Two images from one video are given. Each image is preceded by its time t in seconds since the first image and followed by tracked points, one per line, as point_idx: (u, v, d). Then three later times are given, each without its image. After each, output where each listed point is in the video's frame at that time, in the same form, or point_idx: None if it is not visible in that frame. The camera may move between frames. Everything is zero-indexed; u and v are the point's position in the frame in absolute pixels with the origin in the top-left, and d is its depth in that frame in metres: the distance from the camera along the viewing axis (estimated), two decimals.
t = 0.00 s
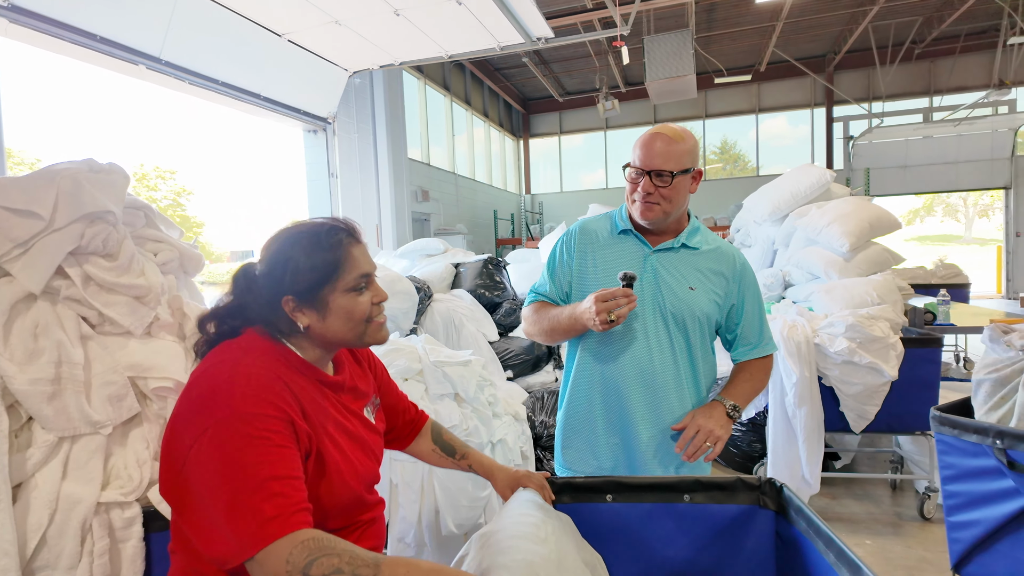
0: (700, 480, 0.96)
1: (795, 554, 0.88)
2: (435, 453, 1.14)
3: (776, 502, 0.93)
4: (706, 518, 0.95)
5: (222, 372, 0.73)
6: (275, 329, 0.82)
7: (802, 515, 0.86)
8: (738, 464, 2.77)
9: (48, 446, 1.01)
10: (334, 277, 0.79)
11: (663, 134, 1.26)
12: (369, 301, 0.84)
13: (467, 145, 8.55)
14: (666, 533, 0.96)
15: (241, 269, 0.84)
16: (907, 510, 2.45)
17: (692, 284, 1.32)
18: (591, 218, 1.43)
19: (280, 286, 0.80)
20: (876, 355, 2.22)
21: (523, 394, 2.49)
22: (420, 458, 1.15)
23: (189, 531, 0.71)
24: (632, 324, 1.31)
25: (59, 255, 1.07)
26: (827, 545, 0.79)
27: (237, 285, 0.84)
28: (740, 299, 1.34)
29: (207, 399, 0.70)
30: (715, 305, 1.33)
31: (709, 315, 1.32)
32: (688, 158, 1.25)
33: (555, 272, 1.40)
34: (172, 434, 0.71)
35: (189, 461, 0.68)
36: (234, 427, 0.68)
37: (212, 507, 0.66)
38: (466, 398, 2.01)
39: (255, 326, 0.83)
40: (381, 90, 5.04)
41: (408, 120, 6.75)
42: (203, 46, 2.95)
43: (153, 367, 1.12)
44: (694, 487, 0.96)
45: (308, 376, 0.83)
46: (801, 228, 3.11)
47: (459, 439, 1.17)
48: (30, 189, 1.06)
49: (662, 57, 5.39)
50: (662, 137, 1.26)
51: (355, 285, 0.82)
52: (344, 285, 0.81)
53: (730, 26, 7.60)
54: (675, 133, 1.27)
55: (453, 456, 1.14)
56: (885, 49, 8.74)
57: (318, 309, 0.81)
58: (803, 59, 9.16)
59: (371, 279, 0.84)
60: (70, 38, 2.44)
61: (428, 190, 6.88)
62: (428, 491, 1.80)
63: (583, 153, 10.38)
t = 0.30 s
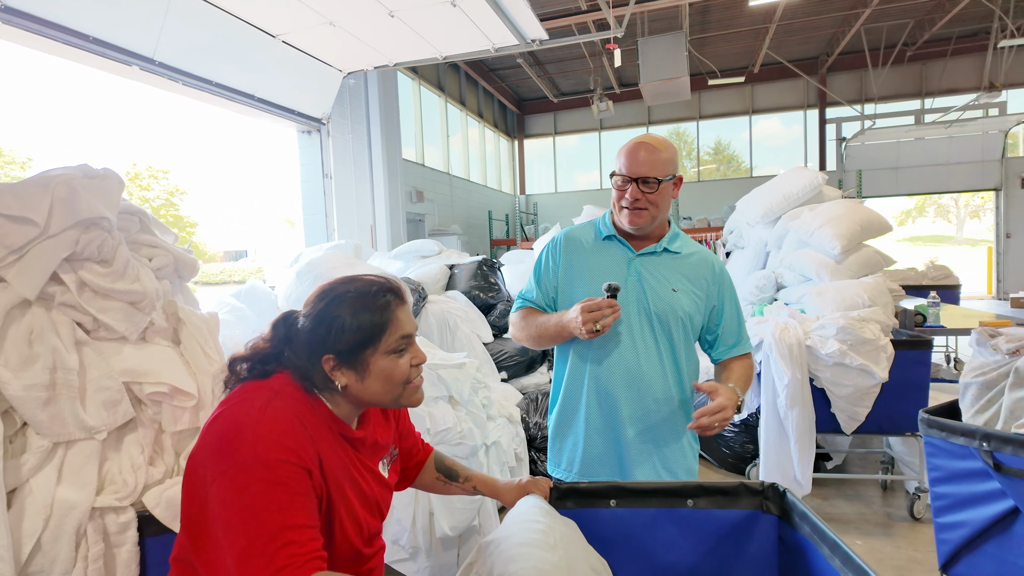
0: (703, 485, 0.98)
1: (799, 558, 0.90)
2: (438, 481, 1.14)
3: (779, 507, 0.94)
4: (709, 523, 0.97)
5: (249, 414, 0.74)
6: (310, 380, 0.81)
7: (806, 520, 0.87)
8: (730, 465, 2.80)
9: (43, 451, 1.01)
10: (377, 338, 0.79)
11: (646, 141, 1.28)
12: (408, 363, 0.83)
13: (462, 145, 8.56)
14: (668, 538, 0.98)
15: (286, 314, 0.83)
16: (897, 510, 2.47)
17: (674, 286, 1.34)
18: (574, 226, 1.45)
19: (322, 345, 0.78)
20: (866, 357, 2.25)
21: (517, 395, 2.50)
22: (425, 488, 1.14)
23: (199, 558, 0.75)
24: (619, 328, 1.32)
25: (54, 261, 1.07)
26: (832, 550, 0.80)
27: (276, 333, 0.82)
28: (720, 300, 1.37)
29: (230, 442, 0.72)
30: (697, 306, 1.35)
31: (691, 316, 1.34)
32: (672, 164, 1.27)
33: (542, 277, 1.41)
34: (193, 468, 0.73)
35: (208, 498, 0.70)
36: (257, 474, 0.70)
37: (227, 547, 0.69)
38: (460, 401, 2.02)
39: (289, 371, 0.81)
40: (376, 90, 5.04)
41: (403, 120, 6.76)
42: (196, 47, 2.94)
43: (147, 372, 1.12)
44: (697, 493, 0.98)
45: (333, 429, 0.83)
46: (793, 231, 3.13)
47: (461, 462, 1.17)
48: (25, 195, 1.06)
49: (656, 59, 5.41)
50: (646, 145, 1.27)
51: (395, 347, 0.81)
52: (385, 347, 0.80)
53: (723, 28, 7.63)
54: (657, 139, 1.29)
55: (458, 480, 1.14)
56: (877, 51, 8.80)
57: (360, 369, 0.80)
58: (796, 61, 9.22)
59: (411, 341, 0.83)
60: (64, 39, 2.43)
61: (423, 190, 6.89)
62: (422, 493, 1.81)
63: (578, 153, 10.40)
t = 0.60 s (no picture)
0: (726, 484, 0.96)
1: (825, 562, 0.87)
2: (461, 459, 1.07)
3: (804, 508, 0.92)
4: (732, 523, 0.95)
5: (226, 369, 0.71)
6: (273, 318, 0.80)
7: (831, 521, 0.85)
8: (720, 464, 2.81)
9: (21, 451, 1.00)
10: (333, 272, 0.76)
11: (595, 143, 1.32)
12: (367, 304, 0.79)
13: (454, 145, 8.54)
14: (690, 537, 0.96)
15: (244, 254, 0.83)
16: (884, 508, 2.49)
17: (639, 277, 1.38)
18: (535, 233, 1.47)
19: (280, 278, 0.77)
20: (854, 356, 2.26)
21: (507, 395, 2.50)
22: (445, 464, 1.07)
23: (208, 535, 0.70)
24: (591, 323, 1.35)
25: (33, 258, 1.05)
26: (856, 553, 0.78)
27: (237, 274, 0.81)
28: (680, 285, 1.43)
29: (210, 400, 0.68)
30: (661, 293, 1.40)
31: (658, 303, 1.38)
32: (621, 162, 1.32)
33: (512, 283, 1.41)
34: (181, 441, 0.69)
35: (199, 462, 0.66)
36: (245, 420, 0.66)
37: (229, 507, 0.65)
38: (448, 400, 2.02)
39: (263, 323, 0.81)
40: (367, 89, 5.01)
41: (394, 119, 6.72)
42: (185, 44, 2.92)
43: (129, 371, 1.11)
44: (719, 492, 0.96)
45: (319, 377, 0.80)
46: (783, 231, 3.15)
47: (485, 444, 1.10)
48: (3, 191, 1.04)
49: (647, 59, 5.43)
50: (595, 146, 1.32)
51: (354, 285, 0.78)
52: (344, 284, 0.77)
53: (715, 29, 7.67)
54: (604, 140, 1.34)
55: (481, 462, 1.07)
56: (866, 53, 8.87)
57: (315, 303, 0.77)
58: (786, 62, 9.27)
59: (372, 282, 0.80)
60: (49, 35, 2.40)
61: (414, 189, 6.87)
62: (411, 493, 1.80)
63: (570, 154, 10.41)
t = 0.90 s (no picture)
0: (775, 483, 0.97)
1: (877, 560, 0.89)
2: (505, 460, 1.06)
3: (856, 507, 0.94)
4: (781, 521, 0.96)
5: (249, 386, 0.71)
6: (296, 327, 0.81)
7: (888, 521, 0.87)
8: (711, 464, 2.82)
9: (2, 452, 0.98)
10: (349, 274, 0.77)
11: (564, 152, 1.34)
12: (386, 306, 0.80)
13: (446, 145, 8.52)
14: (739, 535, 0.97)
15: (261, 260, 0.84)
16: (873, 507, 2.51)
17: (615, 274, 1.42)
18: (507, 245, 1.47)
19: (294, 283, 0.78)
20: (844, 356, 2.27)
21: (499, 395, 2.49)
22: (488, 465, 1.07)
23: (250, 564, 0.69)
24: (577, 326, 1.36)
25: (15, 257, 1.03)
26: (917, 553, 0.80)
27: (253, 282, 0.82)
28: (650, 274, 1.49)
29: (237, 420, 0.68)
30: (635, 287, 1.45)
31: (634, 298, 1.42)
32: (589, 170, 1.36)
33: (493, 298, 1.42)
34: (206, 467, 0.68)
35: (228, 489, 0.66)
36: (275, 438, 0.67)
37: (272, 533, 0.64)
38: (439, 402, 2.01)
39: (284, 333, 0.81)
40: (359, 88, 5.00)
41: (387, 118, 6.70)
42: (175, 41, 2.89)
43: (114, 371, 1.09)
44: (768, 490, 0.97)
45: (344, 386, 0.79)
46: (774, 231, 3.17)
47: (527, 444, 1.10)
48: None
49: (640, 60, 5.44)
50: (564, 156, 1.34)
51: (371, 287, 0.78)
52: (360, 285, 0.78)
53: (707, 30, 7.70)
54: (570, 148, 1.36)
55: (525, 462, 1.07)
56: (857, 55, 8.94)
57: (333, 309, 0.78)
58: (777, 64, 9.32)
59: (389, 284, 0.81)
60: (36, 32, 2.36)
61: (407, 189, 6.85)
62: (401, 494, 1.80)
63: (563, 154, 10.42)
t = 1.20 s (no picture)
0: (788, 480, 1.04)
1: (896, 547, 0.97)
2: (535, 466, 1.07)
3: (864, 498, 1.02)
4: (793, 515, 1.03)
5: (316, 406, 0.65)
6: (363, 328, 0.74)
7: (905, 511, 0.95)
8: (701, 464, 2.83)
9: None
10: (422, 270, 0.71)
11: (566, 153, 1.35)
12: (464, 306, 0.74)
13: (439, 144, 8.51)
14: (755, 532, 1.03)
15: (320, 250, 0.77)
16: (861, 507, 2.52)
17: (608, 274, 1.42)
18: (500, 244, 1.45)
19: (360, 278, 0.71)
20: (833, 357, 2.28)
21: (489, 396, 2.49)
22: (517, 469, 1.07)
23: None
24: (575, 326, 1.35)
25: None
26: (943, 539, 0.88)
27: (313, 276, 0.77)
28: (637, 274, 1.51)
29: (308, 449, 0.63)
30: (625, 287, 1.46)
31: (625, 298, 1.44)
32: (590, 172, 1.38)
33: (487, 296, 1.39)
34: (276, 492, 0.64)
35: (303, 524, 0.62)
36: (355, 468, 0.62)
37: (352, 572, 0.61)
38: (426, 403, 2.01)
39: (345, 337, 0.76)
40: (351, 87, 4.98)
41: (379, 118, 6.68)
42: (163, 40, 2.86)
43: (91, 374, 1.07)
44: (781, 487, 1.04)
45: (415, 399, 0.74)
46: (763, 232, 3.18)
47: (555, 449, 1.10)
48: None
49: (632, 61, 5.45)
50: (568, 156, 1.35)
51: (448, 284, 0.73)
52: (435, 283, 0.72)
53: (699, 31, 7.72)
54: (572, 150, 1.38)
55: (554, 468, 1.07)
56: (848, 57, 9.00)
57: (405, 308, 0.72)
58: (769, 65, 9.37)
59: (466, 280, 0.75)
60: (22, 29, 2.33)
61: (399, 189, 6.84)
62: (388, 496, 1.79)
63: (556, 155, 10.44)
